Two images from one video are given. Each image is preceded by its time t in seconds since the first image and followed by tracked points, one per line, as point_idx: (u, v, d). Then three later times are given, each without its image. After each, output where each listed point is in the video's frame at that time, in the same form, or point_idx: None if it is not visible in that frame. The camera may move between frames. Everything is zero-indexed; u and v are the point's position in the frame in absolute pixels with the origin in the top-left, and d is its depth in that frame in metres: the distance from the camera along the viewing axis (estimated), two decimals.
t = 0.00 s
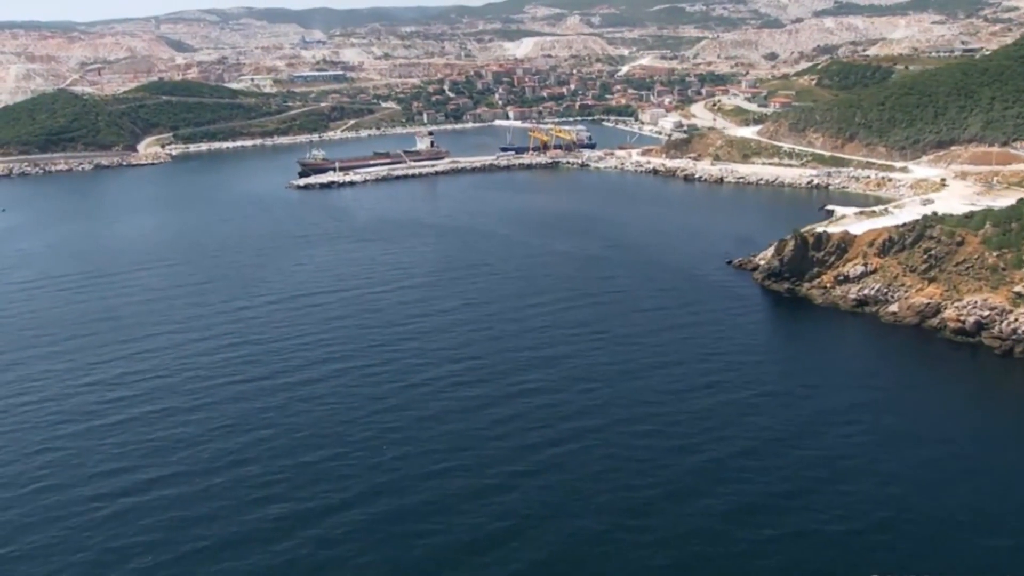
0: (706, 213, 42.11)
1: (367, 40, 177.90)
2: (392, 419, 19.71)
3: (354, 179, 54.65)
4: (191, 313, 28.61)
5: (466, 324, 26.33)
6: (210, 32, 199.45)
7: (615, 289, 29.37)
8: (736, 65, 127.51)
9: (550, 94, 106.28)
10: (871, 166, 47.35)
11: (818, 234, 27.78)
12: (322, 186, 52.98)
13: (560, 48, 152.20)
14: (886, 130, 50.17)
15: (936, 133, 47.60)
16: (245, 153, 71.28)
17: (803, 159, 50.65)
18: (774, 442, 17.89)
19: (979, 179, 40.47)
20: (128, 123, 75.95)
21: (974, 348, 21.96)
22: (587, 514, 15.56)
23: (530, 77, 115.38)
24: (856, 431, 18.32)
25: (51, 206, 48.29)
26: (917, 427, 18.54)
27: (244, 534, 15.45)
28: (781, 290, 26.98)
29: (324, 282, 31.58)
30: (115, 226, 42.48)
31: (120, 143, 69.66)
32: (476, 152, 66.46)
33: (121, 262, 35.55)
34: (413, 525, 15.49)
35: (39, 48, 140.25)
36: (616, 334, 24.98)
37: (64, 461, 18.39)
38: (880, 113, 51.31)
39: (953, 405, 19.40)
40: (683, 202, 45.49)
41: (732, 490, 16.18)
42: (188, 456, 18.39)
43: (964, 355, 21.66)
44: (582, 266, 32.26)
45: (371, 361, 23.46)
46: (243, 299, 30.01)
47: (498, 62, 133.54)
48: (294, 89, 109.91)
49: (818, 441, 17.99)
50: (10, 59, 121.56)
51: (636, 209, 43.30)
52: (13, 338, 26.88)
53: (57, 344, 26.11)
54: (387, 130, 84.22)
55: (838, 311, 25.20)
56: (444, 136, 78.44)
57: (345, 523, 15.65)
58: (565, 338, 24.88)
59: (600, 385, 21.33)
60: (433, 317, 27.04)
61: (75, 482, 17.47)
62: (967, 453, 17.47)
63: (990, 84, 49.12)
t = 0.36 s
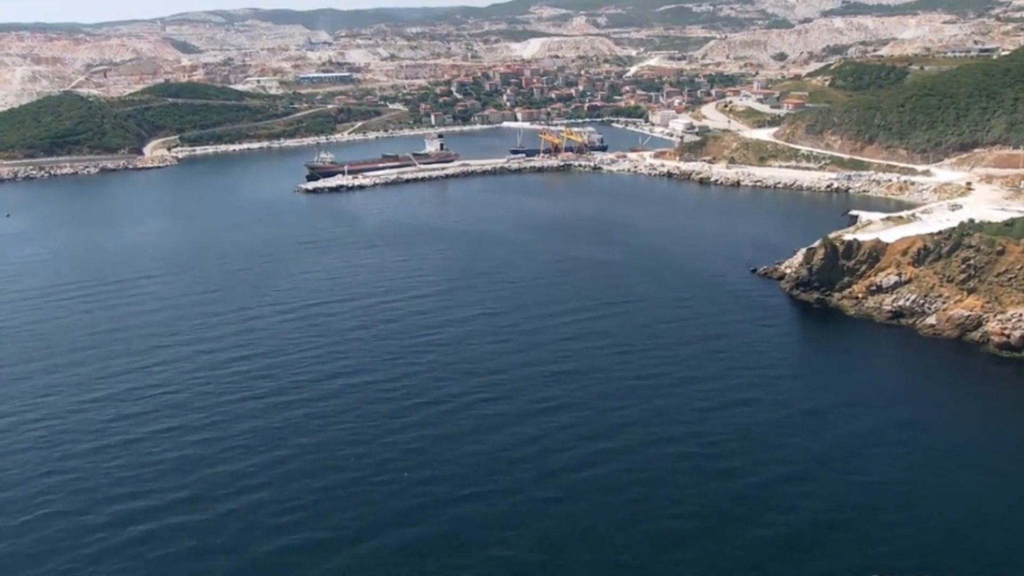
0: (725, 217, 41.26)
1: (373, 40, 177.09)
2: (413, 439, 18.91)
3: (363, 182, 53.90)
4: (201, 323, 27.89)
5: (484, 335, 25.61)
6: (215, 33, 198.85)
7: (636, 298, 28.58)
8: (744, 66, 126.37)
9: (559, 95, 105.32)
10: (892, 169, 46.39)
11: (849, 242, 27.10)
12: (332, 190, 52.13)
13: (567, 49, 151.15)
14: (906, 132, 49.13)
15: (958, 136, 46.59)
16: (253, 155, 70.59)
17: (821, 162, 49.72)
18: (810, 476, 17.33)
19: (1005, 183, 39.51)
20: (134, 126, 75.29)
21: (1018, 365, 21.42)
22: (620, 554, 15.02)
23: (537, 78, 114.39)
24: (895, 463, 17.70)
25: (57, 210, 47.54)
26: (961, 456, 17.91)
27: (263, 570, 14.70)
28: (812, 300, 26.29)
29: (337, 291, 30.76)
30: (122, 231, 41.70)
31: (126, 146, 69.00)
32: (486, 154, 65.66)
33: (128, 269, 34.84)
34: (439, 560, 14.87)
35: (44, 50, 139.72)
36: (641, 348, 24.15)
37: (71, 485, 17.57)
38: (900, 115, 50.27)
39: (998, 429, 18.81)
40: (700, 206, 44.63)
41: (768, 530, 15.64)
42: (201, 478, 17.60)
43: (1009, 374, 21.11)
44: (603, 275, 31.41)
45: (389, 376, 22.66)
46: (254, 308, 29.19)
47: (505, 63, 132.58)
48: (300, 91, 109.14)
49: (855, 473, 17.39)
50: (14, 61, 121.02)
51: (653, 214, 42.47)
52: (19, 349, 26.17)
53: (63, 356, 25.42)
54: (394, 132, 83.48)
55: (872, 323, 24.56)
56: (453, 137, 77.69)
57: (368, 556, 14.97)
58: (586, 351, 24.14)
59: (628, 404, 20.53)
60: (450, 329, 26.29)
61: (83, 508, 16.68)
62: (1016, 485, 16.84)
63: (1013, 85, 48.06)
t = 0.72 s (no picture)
0: (746, 223, 40.24)
1: (380, 42, 176.32)
2: (434, 465, 17.95)
3: (374, 185, 52.96)
4: (210, 335, 27.00)
5: (506, 349, 24.65)
6: (222, 35, 198.40)
7: (661, 308, 27.58)
8: (755, 66, 125.15)
9: (569, 96, 104.25)
10: (917, 173, 45.26)
11: (885, 252, 26.22)
12: (341, 194, 51.12)
13: (575, 50, 150.08)
14: (931, 134, 47.83)
15: (985, 138, 45.36)
16: (261, 158, 69.78)
17: (843, 165, 48.61)
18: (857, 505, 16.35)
19: None
20: (141, 128, 74.50)
21: None
22: None
23: (547, 80, 113.35)
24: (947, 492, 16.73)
25: (63, 215, 46.70)
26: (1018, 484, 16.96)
27: None
28: (846, 313, 25.37)
29: (350, 302, 29.79)
30: (128, 237, 40.82)
31: (133, 149, 68.20)
32: (498, 157, 64.68)
33: (135, 277, 33.96)
34: None
35: (52, 52, 139.48)
36: (668, 364, 23.12)
37: (74, 515, 16.64)
38: (924, 117, 49.09)
39: None
40: (720, 212, 43.60)
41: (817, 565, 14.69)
42: (211, 507, 16.68)
43: None
44: (626, 284, 30.37)
45: (406, 394, 21.67)
46: (264, 320, 28.23)
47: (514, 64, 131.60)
48: (307, 92, 108.27)
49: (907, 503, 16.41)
50: (21, 63, 120.44)
51: (672, 221, 41.44)
52: (22, 362, 25.32)
53: (68, 370, 24.54)
54: (404, 134, 82.56)
55: (913, 337, 23.68)
56: (464, 140, 76.72)
57: None
58: (612, 366, 23.16)
59: (659, 426, 19.53)
60: (469, 342, 25.33)
61: (88, 541, 15.77)
62: None
63: None
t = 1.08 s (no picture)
0: (772, 232, 39.17)
1: (390, 42, 175.63)
2: (456, 493, 17.18)
3: (387, 189, 52.09)
4: (222, 348, 26.20)
5: (529, 366, 23.75)
6: (232, 35, 198.04)
7: (688, 322, 26.63)
8: (770, 66, 123.60)
9: (582, 97, 103.10)
10: (946, 177, 44.07)
11: (927, 264, 25.59)
12: (354, 198, 50.28)
13: (587, 50, 148.82)
14: (959, 137, 46.56)
15: (1016, 141, 44.03)
16: (272, 160, 69.02)
17: (869, 169, 47.50)
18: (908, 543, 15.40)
19: None
20: (151, 130, 73.83)
21: None
22: None
23: (560, 80, 112.15)
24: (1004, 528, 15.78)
25: (72, 219, 46.07)
26: None
27: None
28: (887, 326, 24.80)
29: (366, 313, 28.98)
30: (138, 242, 40.10)
31: (143, 151, 67.55)
32: (512, 159, 63.71)
33: (145, 285, 33.18)
34: None
35: (63, 53, 139.34)
36: (697, 381, 22.25)
37: (82, 548, 16.00)
38: (952, 119, 47.79)
39: None
40: (743, 219, 42.52)
41: None
42: (225, 538, 16.00)
43: None
44: (652, 298, 29.45)
45: (425, 415, 20.89)
46: (278, 331, 27.46)
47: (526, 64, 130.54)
48: (318, 93, 107.46)
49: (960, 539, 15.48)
50: (32, 65, 120.12)
51: (695, 229, 40.41)
52: (28, 376, 24.54)
53: (75, 385, 23.78)
54: (416, 136, 81.66)
55: (957, 353, 23.07)
56: (477, 142, 75.78)
57: None
58: (642, 383, 22.26)
59: (693, 450, 18.63)
60: (491, 358, 24.49)
61: None
62: None
63: None
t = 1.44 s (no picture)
0: (793, 237, 38.31)
1: (400, 43, 175.22)
2: (475, 515, 16.55)
3: (398, 191, 51.42)
4: (232, 357, 25.61)
5: (547, 378, 23.13)
6: (241, 36, 197.91)
7: (710, 332, 25.91)
8: (782, 67, 122.48)
9: (593, 98, 102.31)
10: (970, 182, 43.13)
11: (961, 272, 24.78)
12: (365, 201, 49.64)
13: (598, 50, 147.93)
14: (983, 140, 45.61)
15: None
16: (282, 162, 68.51)
17: (889, 172, 46.56)
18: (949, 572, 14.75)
19: None
20: (160, 131, 73.41)
21: None
22: None
23: (570, 81, 111.28)
24: None
25: (81, 222, 45.57)
26: None
27: None
28: (920, 338, 24.10)
29: (380, 321, 28.30)
30: (147, 246, 39.56)
31: (152, 153, 67.14)
32: (524, 162, 62.97)
33: (154, 290, 32.58)
34: None
35: (73, 54, 139.42)
36: (721, 397, 21.50)
37: (90, 571, 15.47)
38: (975, 121, 46.80)
39: None
40: (761, 223, 41.67)
41: None
42: (236, 562, 15.45)
43: None
44: (674, 307, 28.64)
45: (439, 431, 20.21)
46: (289, 340, 26.78)
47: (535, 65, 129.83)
48: (327, 94, 106.95)
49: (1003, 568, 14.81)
50: (41, 66, 120.04)
51: (714, 234, 39.56)
52: (35, 385, 24.00)
53: (82, 395, 23.23)
54: (426, 137, 81.04)
55: (996, 365, 22.30)
56: (488, 143, 75.08)
57: None
58: (665, 397, 21.59)
59: (721, 470, 17.97)
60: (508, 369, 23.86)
61: None
62: None
63: None
